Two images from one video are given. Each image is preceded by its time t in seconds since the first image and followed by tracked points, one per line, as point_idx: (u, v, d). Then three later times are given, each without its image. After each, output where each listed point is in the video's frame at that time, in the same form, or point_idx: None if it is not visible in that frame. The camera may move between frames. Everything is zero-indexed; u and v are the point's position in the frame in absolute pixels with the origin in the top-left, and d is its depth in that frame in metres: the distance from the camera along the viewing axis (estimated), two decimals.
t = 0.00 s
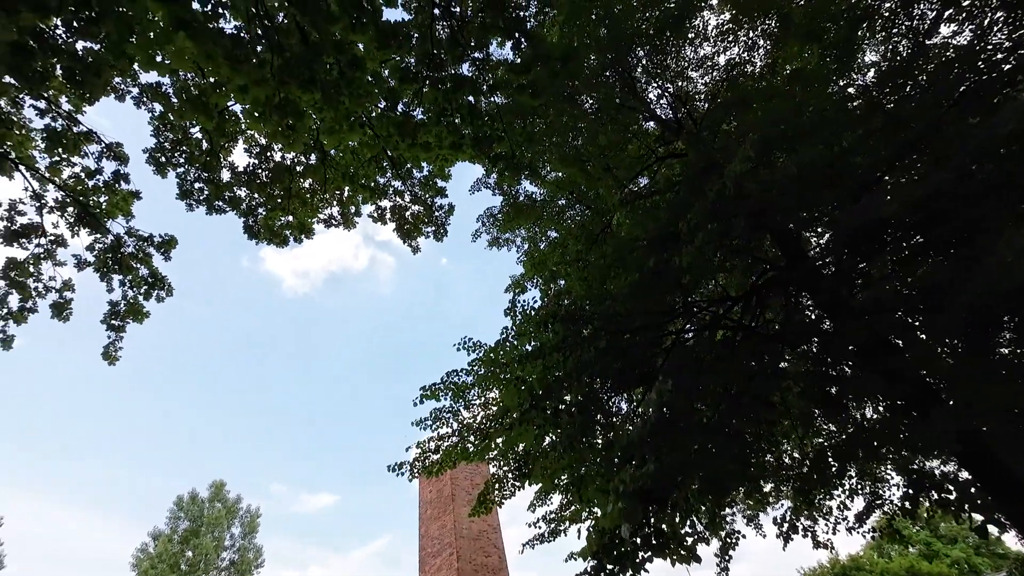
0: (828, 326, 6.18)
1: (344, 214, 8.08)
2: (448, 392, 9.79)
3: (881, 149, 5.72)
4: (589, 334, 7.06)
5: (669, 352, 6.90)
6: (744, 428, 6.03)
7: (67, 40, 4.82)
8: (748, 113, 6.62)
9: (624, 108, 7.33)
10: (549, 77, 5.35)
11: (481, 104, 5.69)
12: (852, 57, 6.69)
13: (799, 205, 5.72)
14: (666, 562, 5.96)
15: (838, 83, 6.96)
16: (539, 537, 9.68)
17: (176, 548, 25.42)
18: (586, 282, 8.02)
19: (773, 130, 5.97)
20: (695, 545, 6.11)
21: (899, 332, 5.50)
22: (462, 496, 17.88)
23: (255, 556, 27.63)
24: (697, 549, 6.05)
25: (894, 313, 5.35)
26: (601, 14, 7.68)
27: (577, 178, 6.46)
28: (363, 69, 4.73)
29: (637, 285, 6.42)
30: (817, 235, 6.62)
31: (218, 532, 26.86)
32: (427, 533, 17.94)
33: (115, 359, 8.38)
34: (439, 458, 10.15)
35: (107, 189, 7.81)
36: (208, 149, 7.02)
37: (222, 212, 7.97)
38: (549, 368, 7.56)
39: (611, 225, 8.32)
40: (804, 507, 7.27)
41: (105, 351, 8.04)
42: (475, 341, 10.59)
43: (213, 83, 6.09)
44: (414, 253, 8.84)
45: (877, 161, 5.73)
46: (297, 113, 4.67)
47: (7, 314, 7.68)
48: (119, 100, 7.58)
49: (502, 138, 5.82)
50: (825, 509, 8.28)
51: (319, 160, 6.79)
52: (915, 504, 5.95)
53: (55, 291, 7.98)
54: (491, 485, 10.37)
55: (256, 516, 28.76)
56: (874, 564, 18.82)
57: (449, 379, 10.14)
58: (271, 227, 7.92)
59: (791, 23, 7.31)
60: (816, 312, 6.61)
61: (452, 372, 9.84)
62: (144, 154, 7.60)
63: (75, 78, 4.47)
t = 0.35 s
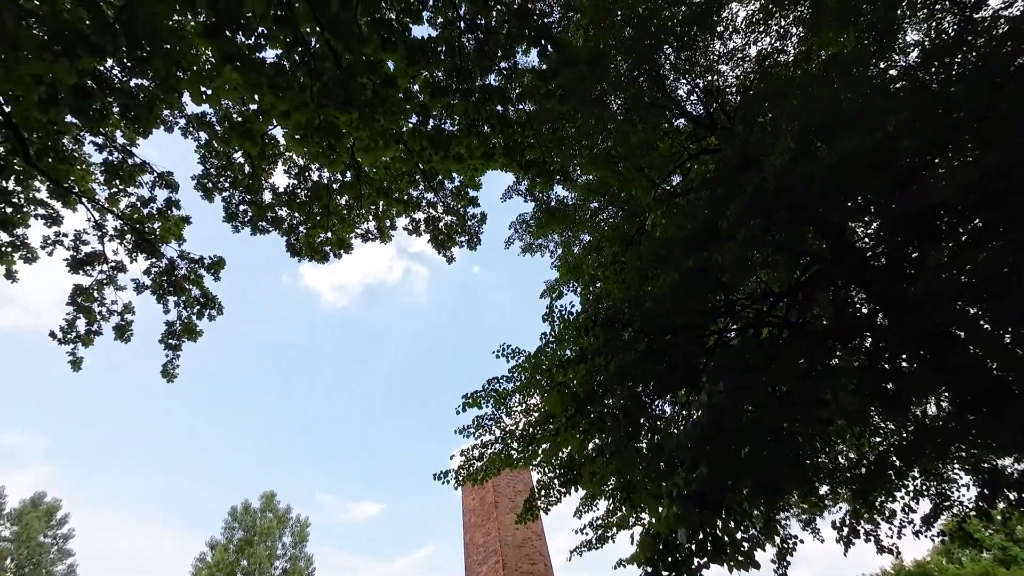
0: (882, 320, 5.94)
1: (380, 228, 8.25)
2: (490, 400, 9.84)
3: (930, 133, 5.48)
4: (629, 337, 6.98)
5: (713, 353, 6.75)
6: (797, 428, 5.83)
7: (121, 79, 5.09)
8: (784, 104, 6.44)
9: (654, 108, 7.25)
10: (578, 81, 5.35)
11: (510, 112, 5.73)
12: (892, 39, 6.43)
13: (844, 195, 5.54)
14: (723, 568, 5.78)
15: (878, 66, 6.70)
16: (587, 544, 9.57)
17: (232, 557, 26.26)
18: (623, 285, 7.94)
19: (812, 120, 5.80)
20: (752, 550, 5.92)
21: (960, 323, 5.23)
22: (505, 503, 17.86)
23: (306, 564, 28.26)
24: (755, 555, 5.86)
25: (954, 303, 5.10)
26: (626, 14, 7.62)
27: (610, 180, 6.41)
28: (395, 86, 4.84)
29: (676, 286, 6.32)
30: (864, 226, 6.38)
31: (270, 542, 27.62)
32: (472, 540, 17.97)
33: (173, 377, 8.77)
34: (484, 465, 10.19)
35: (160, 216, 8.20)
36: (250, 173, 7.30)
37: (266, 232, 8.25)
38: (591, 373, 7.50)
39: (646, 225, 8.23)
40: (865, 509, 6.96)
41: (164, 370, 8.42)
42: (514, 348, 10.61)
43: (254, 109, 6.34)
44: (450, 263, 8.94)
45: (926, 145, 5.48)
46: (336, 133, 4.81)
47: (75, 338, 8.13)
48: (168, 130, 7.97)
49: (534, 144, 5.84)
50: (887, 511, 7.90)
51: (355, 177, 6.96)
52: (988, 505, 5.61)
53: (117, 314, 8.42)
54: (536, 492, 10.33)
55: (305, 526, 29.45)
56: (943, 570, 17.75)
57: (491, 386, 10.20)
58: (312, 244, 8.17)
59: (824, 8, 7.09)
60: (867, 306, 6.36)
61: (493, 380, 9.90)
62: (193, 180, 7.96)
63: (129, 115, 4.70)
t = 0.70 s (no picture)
0: (940, 311, 5.66)
1: (415, 237, 8.37)
2: (530, 404, 9.83)
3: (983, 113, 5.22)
4: (669, 338, 6.86)
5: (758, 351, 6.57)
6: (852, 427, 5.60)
7: (170, 108, 5.34)
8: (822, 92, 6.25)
9: (685, 103, 7.14)
10: (606, 81, 5.32)
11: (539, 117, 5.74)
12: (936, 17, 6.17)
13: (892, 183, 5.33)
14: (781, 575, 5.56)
15: (921, 46, 6.43)
16: (634, 549, 9.42)
17: (283, 563, 26.96)
18: (660, 285, 7.82)
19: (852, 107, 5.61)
20: (811, 556, 5.69)
21: None
22: (547, 508, 17.75)
23: (354, 570, 28.74)
24: (813, 561, 5.63)
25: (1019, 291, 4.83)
26: (653, 11, 7.55)
27: (643, 180, 6.34)
28: (427, 99, 4.92)
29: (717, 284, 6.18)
30: (915, 215, 6.13)
31: (318, 548, 28.24)
32: (515, 546, 17.92)
33: (224, 389, 9.09)
34: (526, 470, 10.17)
35: (208, 236, 8.55)
36: (289, 190, 7.53)
37: (306, 247, 8.48)
38: (631, 375, 7.40)
39: (681, 223, 8.09)
40: (929, 512, 6.63)
41: (216, 383, 8.74)
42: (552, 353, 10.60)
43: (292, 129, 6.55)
44: (484, 269, 8.99)
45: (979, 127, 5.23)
46: (373, 147, 4.92)
47: (133, 355, 8.53)
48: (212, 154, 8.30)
49: (564, 147, 5.83)
50: (954, 514, 7.49)
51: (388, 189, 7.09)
52: None
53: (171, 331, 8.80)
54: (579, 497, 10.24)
55: (351, 532, 29.99)
56: None
57: (530, 391, 10.19)
58: (350, 256, 8.36)
59: None
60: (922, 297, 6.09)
61: (532, 384, 9.89)
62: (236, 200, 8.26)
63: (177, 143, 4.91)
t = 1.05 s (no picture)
0: (1018, 297, 5.29)
1: (456, 245, 8.46)
2: (578, 407, 9.76)
3: None
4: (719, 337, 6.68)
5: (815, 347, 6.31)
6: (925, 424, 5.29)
7: (224, 135, 5.61)
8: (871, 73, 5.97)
9: (724, 94, 6.96)
10: (642, 79, 5.26)
11: (575, 118, 5.72)
12: None
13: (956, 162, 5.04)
14: None
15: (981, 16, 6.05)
16: (692, 554, 9.18)
17: (340, 567, 27.69)
18: (706, 282, 7.63)
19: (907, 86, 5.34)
20: (886, 562, 5.39)
21: None
22: (597, 512, 17.55)
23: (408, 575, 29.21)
24: (889, 567, 5.33)
25: None
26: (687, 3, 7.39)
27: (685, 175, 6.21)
28: (464, 108, 4.99)
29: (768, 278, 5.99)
30: (984, 196, 5.76)
31: (373, 553, 28.85)
32: (566, 551, 17.78)
33: (282, 399, 9.44)
34: (577, 474, 10.09)
35: (261, 253, 8.92)
36: (334, 205, 7.77)
37: (352, 259, 8.70)
38: (681, 375, 7.24)
39: (725, 218, 7.87)
40: (1012, 513, 6.21)
41: (275, 394, 9.09)
42: (598, 354, 10.50)
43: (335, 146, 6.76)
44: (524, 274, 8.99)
45: None
46: (415, 160, 5.03)
47: (198, 369, 8.98)
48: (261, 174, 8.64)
49: (603, 148, 5.78)
50: None
51: (428, 200, 7.20)
52: None
53: (231, 345, 9.21)
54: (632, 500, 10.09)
55: (404, 537, 30.50)
56: None
57: (578, 394, 10.13)
58: (394, 267, 8.54)
59: None
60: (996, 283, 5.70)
61: (579, 387, 9.83)
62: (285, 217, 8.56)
63: (231, 167, 5.15)
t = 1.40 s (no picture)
0: None
1: (496, 249, 8.52)
2: (627, 407, 9.64)
3: None
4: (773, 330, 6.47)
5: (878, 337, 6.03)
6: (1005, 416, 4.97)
7: (274, 153, 5.85)
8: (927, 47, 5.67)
9: (766, 80, 6.74)
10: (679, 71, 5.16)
11: (612, 115, 5.67)
12: None
13: None
14: None
15: None
16: (753, 557, 8.90)
17: (396, 568, 28.24)
18: (756, 274, 7.40)
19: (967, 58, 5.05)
20: (970, 565, 5.05)
21: None
22: (649, 513, 17.25)
23: None
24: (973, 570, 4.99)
25: None
26: None
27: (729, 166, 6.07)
28: (501, 113, 5.02)
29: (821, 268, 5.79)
30: None
31: (427, 554, 29.30)
32: (619, 553, 17.55)
33: (336, 406, 9.72)
34: (629, 475, 9.96)
35: (311, 265, 9.22)
36: (378, 215, 7.96)
37: (396, 267, 8.88)
38: (734, 371, 7.04)
39: (773, 207, 7.62)
40: None
41: (330, 400, 9.37)
42: (645, 353, 10.33)
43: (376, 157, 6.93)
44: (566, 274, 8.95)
45: None
46: (455, 166, 5.11)
47: (257, 378, 9.35)
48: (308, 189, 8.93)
49: (641, 143, 5.71)
50: None
51: (468, 205, 7.27)
52: None
53: (287, 354, 9.55)
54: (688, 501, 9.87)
55: (456, 539, 30.83)
56: None
57: (626, 393, 10.00)
58: (437, 273, 8.67)
59: None
60: None
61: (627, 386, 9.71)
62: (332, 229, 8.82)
63: (281, 184, 5.36)
